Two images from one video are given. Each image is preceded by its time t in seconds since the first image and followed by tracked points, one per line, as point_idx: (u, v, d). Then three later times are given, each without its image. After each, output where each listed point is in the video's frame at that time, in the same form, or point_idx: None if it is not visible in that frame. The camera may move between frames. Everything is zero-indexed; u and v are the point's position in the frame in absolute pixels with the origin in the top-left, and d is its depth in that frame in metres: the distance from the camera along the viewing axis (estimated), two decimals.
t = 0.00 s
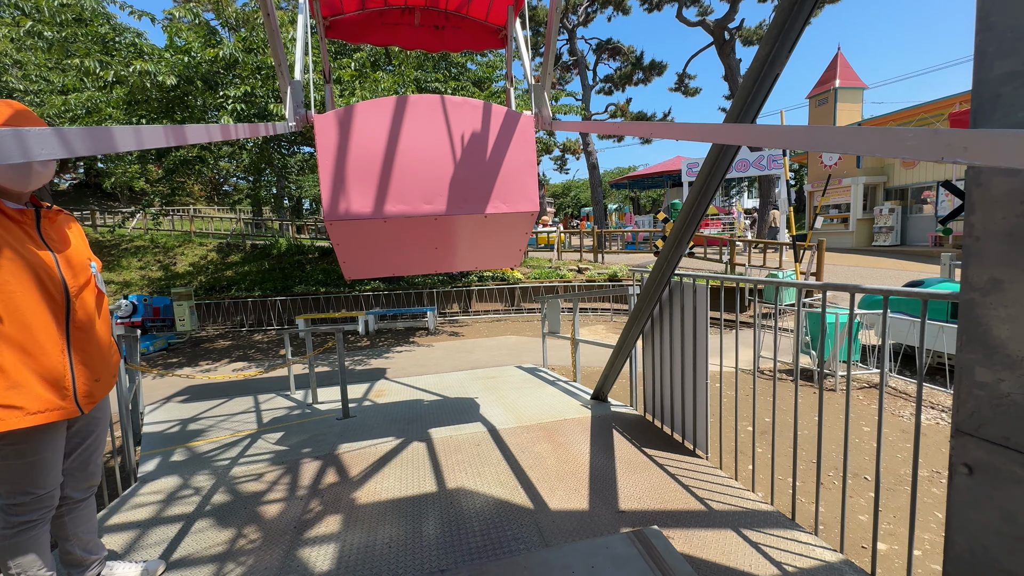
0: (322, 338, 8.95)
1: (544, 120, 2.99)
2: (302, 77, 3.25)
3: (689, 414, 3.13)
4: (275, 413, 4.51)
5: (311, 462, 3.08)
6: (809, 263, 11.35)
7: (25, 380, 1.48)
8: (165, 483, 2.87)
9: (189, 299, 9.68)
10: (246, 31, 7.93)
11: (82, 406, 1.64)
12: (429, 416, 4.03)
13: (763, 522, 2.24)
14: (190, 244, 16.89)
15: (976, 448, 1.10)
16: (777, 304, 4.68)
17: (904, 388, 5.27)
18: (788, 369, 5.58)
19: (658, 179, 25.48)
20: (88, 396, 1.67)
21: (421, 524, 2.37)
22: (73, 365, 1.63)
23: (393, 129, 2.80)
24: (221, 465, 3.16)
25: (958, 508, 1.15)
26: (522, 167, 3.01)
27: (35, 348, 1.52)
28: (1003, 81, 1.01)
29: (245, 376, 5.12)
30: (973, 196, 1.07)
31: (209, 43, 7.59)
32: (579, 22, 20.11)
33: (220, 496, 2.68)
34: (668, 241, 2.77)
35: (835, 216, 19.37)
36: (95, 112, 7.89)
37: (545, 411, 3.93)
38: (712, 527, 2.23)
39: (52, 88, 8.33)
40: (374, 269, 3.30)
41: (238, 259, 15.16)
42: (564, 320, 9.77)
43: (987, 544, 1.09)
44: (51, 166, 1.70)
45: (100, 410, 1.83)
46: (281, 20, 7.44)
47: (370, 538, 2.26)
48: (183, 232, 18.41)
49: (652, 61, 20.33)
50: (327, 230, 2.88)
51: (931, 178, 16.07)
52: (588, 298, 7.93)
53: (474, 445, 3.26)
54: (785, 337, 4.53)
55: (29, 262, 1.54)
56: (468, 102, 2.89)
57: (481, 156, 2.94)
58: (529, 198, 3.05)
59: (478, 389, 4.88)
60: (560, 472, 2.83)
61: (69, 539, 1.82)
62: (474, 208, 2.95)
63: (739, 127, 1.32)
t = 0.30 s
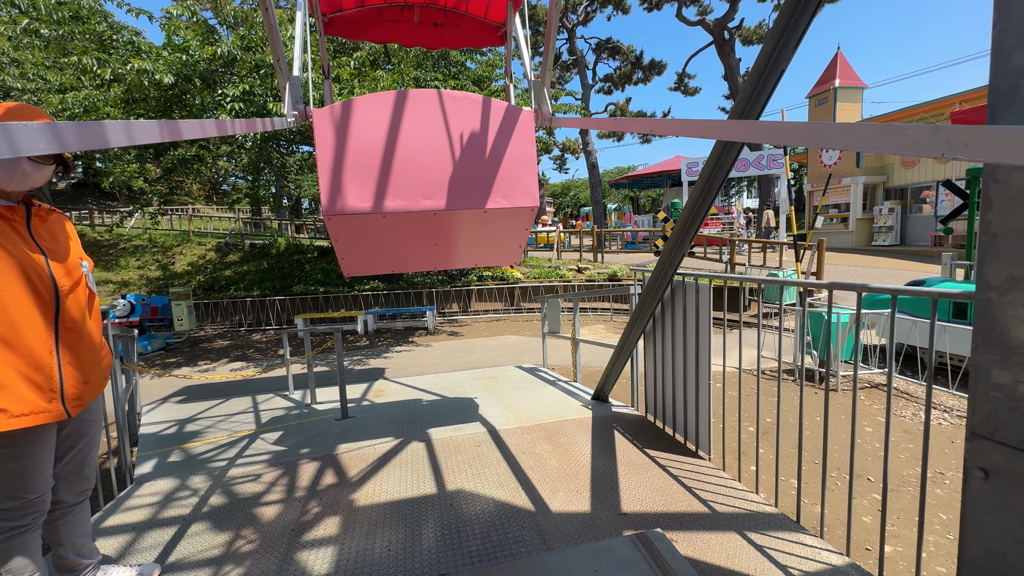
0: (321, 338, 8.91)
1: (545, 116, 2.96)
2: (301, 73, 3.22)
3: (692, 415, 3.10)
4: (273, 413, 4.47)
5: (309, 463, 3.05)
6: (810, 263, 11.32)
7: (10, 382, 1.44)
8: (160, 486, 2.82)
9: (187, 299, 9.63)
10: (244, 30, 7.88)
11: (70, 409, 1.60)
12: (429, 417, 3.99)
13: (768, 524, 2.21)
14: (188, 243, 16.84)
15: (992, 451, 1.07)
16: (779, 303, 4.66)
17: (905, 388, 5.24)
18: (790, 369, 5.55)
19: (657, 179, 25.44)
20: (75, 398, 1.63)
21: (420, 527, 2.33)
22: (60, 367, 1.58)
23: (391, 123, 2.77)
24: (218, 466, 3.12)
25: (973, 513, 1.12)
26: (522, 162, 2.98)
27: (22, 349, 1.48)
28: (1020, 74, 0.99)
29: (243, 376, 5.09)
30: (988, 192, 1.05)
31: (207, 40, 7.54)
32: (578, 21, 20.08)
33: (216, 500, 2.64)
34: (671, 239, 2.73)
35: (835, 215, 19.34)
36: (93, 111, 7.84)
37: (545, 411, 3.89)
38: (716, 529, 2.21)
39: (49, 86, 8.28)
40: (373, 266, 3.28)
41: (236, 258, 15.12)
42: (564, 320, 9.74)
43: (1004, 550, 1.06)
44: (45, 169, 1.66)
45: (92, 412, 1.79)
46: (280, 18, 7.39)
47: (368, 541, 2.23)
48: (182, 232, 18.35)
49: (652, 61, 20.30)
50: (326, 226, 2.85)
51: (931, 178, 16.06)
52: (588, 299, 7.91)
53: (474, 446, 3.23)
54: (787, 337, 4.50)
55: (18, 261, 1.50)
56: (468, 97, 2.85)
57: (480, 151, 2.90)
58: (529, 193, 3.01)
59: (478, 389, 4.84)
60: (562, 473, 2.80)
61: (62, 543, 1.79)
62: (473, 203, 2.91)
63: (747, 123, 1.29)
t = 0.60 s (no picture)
0: (320, 338, 8.88)
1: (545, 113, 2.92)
2: (300, 69, 3.19)
3: (694, 416, 3.07)
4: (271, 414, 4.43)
5: (307, 465, 3.00)
6: (811, 262, 11.29)
7: None
8: (155, 489, 2.78)
9: (186, 299, 9.58)
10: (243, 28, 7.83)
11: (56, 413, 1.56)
12: (428, 417, 3.95)
13: (773, 528, 2.18)
14: (187, 243, 16.79)
15: (1012, 457, 1.03)
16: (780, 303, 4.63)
17: (907, 388, 5.21)
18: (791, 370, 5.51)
19: (657, 179, 25.41)
20: (62, 402, 1.59)
21: (419, 531, 2.29)
22: (47, 370, 1.54)
23: (390, 117, 2.73)
24: (214, 468, 3.08)
25: (990, 521, 1.08)
26: (522, 157, 2.94)
27: (9, 352, 1.43)
28: None
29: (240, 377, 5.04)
30: (1007, 188, 1.01)
31: (206, 38, 7.48)
32: (578, 21, 20.05)
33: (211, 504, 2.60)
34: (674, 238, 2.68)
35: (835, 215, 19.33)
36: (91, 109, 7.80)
37: (546, 411, 3.86)
38: (720, 533, 2.17)
39: (47, 85, 8.23)
40: (372, 262, 3.25)
41: (235, 258, 15.08)
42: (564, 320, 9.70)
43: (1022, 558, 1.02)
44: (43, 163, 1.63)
45: (82, 415, 1.75)
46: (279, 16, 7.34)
47: (366, 545, 2.19)
48: (181, 231, 18.31)
49: (652, 61, 20.27)
50: (325, 221, 2.82)
51: (931, 178, 16.05)
52: (588, 298, 7.88)
53: (474, 448, 3.19)
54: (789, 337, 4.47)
55: (10, 260, 1.46)
56: (467, 91, 2.81)
57: (480, 146, 2.87)
58: (529, 188, 2.98)
59: (477, 390, 4.81)
60: (563, 475, 2.76)
61: (53, 549, 1.75)
62: (473, 197, 2.87)
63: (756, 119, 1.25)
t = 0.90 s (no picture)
0: (320, 338, 8.84)
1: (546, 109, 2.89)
2: (299, 65, 3.16)
3: (697, 418, 3.04)
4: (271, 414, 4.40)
5: (305, 467, 2.96)
6: (812, 263, 11.26)
7: None
8: (152, 492, 2.74)
9: (186, 298, 9.55)
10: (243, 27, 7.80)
11: (50, 415, 1.53)
12: (428, 418, 3.92)
13: (778, 532, 2.14)
14: (186, 243, 16.76)
15: None
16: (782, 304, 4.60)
17: (910, 389, 5.17)
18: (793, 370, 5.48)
19: (658, 179, 25.39)
20: (55, 404, 1.56)
21: (419, 535, 2.25)
22: (39, 372, 1.51)
23: (389, 113, 2.70)
24: (211, 470, 3.04)
25: (1010, 529, 1.04)
26: (522, 153, 2.91)
27: None
28: None
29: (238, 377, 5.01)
30: None
31: (205, 37, 7.44)
32: (578, 21, 20.02)
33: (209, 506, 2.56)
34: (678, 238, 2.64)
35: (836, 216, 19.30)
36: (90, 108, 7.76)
37: (546, 413, 3.82)
38: (725, 538, 2.13)
39: (45, 84, 8.19)
40: (372, 258, 3.23)
41: (235, 258, 15.05)
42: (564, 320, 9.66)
43: None
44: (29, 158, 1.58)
45: (77, 416, 1.72)
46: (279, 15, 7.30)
47: (365, 549, 2.15)
48: (180, 231, 18.27)
49: (652, 60, 20.24)
50: (324, 217, 2.79)
51: (932, 178, 16.02)
52: (589, 298, 7.84)
53: (474, 449, 3.15)
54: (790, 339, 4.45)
55: None
56: (467, 87, 2.77)
57: (480, 141, 2.83)
58: (529, 183, 2.94)
59: (477, 390, 4.77)
60: (565, 478, 2.72)
61: (46, 554, 1.71)
62: (473, 192, 2.83)
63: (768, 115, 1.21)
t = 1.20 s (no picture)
0: (319, 339, 8.80)
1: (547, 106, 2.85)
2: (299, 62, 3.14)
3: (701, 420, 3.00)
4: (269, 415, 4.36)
5: (303, 469, 2.92)
6: (813, 264, 11.22)
7: None
8: (147, 495, 2.70)
9: (185, 299, 9.52)
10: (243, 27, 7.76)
11: (40, 419, 1.49)
12: (428, 419, 3.88)
13: (785, 538, 2.10)
14: (186, 242, 16.73)
15: None
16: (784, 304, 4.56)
17: (913, 391, 5.14)
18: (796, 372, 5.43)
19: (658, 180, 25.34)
20: (46, 407, 1.52)
21: (419, 539, 2.21)
22: (29, 374, 1.47)
23: (390, 109, 2.66)
24: (209, 473, 3.00)
25: None
26: (522, 150, 2.87)
27: None
28: None
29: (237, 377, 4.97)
30: None
31: (205, 35, 7.40)
32: (579, 21, 19.97)
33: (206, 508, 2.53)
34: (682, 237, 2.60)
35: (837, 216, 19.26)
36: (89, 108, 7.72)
37: (547, 414, 3.78)
38: (731, 543, 2.09)
39: (45, 84, 8.17)
40: (372, 255, 3.20)
41: (235, 258, 15.02)
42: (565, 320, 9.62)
43: None
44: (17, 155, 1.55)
45: (69, 418, 1.68)
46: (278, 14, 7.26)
47: (364, 554, 2.11)
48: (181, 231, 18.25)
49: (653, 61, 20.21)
50: (323, 214, 2.75)
51: (933, 179, 15.98)
52: (590, 298, 7.80)
53: (475, 452, 3.11)
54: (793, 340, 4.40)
55: None
56: (468, 83, 2.73)
57: (480, 138, 2.80)
58: (529, 180, 2.91)
59: (478, 391, 4.74)
60: (567, 481, 2.68)
61: (38, 559, 1.68)
62: (473, 190, 2.80)
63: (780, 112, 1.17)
